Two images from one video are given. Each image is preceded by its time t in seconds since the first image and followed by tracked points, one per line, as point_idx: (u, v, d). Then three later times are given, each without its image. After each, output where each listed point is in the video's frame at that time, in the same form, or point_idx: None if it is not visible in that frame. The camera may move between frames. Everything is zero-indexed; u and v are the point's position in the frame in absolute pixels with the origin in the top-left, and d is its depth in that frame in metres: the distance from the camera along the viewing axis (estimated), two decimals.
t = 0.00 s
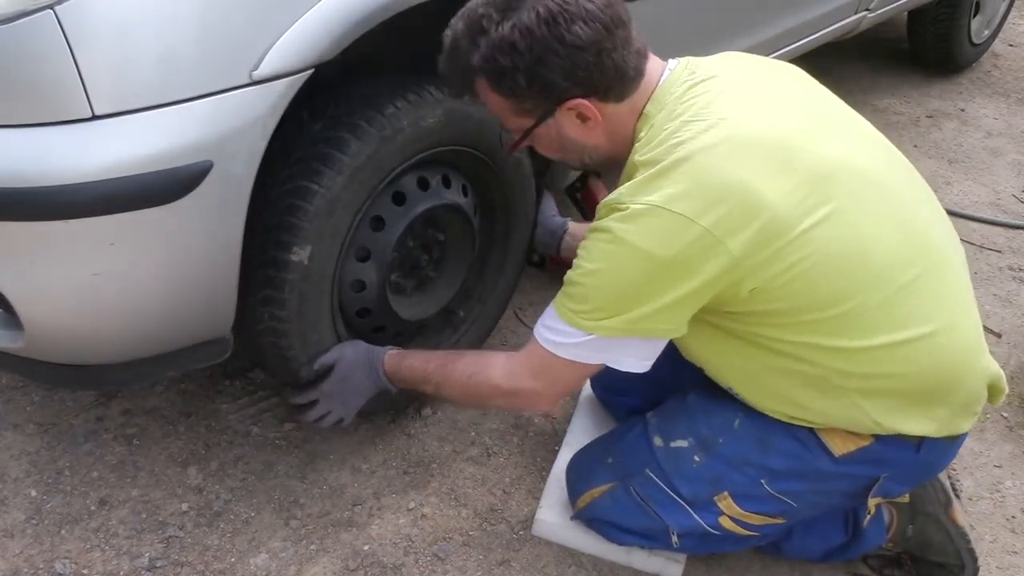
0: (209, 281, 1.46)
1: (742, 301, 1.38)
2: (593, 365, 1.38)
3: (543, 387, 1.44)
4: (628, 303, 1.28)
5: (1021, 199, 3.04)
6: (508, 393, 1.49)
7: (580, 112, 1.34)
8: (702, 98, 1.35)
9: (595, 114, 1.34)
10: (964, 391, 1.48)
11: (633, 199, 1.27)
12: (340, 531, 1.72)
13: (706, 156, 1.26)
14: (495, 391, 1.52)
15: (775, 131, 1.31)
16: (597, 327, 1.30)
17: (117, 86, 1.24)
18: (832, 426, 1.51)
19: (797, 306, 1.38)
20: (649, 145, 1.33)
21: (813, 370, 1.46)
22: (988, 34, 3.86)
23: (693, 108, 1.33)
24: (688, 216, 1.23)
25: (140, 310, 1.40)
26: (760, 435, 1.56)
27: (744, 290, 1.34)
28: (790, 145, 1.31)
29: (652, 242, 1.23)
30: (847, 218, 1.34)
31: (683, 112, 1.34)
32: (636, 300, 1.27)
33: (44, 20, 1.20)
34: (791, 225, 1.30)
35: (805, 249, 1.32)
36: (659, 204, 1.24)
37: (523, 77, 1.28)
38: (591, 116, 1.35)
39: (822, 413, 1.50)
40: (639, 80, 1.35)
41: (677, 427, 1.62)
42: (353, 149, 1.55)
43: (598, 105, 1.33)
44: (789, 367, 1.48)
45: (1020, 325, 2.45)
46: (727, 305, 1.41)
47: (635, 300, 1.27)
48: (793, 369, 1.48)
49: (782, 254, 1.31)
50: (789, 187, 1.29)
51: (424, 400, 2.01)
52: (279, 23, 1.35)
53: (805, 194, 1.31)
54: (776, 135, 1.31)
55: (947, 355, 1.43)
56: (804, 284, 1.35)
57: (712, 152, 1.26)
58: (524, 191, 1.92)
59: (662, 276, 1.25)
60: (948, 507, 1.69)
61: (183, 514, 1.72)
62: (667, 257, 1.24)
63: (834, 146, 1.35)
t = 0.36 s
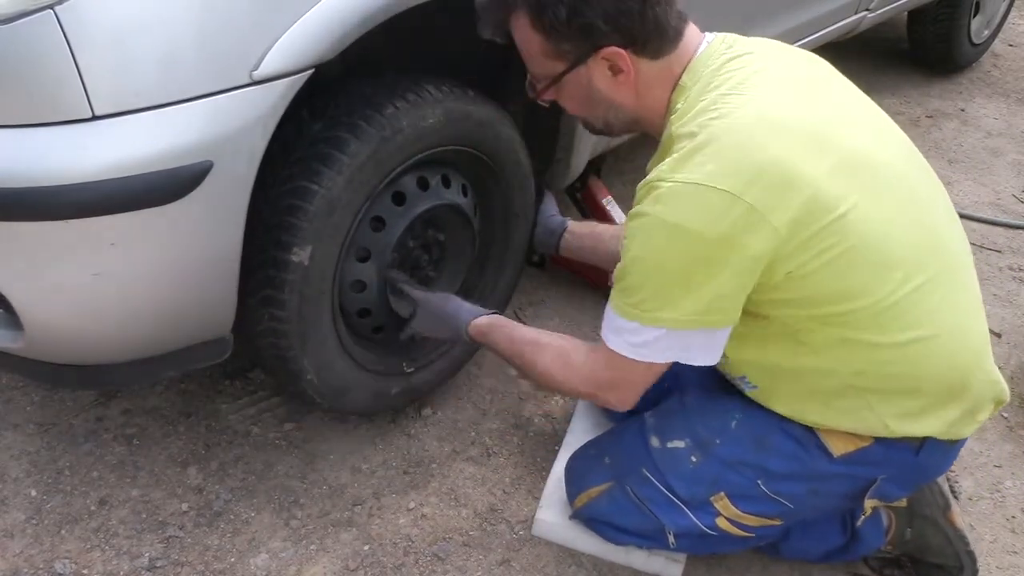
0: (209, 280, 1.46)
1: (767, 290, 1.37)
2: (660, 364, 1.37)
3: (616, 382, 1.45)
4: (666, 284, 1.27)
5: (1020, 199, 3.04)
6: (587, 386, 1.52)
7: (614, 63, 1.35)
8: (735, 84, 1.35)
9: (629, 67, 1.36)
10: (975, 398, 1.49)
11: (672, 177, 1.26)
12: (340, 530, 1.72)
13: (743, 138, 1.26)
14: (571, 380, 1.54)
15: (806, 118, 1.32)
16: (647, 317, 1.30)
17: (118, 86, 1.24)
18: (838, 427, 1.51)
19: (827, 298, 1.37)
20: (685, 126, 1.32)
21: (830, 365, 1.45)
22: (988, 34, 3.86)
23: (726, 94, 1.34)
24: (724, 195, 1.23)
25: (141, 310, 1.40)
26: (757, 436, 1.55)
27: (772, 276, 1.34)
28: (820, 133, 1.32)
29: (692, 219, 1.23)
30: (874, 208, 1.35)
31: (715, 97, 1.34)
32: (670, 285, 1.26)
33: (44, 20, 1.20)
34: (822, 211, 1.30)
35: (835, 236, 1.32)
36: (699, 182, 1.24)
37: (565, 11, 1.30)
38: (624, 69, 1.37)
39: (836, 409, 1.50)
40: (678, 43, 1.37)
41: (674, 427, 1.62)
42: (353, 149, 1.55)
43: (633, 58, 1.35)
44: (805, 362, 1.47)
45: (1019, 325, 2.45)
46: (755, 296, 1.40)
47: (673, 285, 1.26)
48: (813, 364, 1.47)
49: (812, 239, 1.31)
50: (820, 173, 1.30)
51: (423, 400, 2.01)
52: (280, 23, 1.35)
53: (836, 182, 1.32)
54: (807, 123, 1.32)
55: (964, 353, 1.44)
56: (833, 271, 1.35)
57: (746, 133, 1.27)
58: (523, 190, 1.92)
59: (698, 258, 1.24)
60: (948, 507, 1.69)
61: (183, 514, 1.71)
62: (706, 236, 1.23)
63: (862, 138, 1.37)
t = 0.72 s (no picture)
0: (209, 280, 1.46)
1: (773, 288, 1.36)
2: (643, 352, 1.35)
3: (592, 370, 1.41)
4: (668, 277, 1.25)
5: (1021, 199, 3.03)
6: (560, 374, 1.48)
7: (607, 66, 1.36)
8: (746, 81, 1.34)
9: (621, 69, 1.36)
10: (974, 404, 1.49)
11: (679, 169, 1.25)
12: (340, 531, 1.72)
13: (753, 133, 1.25)
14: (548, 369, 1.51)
15: (818, 116, 1.32)
16: (634, 303, 1.27)
17: (117, 86, 1.24)
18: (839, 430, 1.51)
19: (832, 296, 1.37)
20: (693, 121, 1.32)
21: (836, 365, 1.44)
22: (988, 33, 3.85)
23: (736, 90, 1.33)
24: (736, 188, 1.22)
25: (140, 311, 1.41)
26: (759, 441, 1.56)
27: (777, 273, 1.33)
28: (832, 132, 1.32)
29: (699, 211, 1.22)
30: (884, 208, 1.35)
31: (724, 92, 1.33)
32: (673, 276, 1.25)
33: (44, 20, 1.20)
34: (833, 210, 1.30)
35: (846, 235, 1.32)
36: (707, 174, 1.22)
37: (544, 17, 1.31)
38: (617, 71, 1.36)
39: (837, 411, 1.50)
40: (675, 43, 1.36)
41: (676, 432, 1.62)
42: (348, 154, 1.55)
43: (625, 61, 1.35)
44: (810, 361, 1.46)
45: (1020, 325, 2.45)
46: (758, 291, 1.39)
47: (675, 277, 1.25)
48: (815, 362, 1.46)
49: (823, 237, 1.30)
50: (831, 172, 1.30)
51: (423, 400, 2.02)
52: (278, 24, 1.35)
53: (847, 182, 1.31)
54: (819, 121, 1.31)
55: (969, 358, 1.45)
56: (842, 270, 1.34)
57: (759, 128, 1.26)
58: (523, 189, 1.92)
59: (704, 250, 1.23)
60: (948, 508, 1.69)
61: (183, 514, 1.72)
62: (712, 229, 1.22)
63: (873, 138, 1.37)
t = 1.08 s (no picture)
0: (209, 280, 1.45)
1: (775, 307, 1.33)
2: (632, 366, 1.32)
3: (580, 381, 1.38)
4: (662, 295, 1.22)
5: (1021, 199, 3.03)
6: (548, 378, 1.44)
7: (595, 88, 1.36)
8: (756, 95, 1.29)
9: (609, 90, 1.36)
10: (976, 430, 1.46)
11: (680, 185, 1.21)
12: (340, 531, 1.71)
13: (760, 153, 1.21)
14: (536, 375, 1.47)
15: (831, 134, 1.27)
16: (626, 318, 1.25)
17: (117, 86, 1.24)
18: (834, 450, 1.49)
19: (836, 319, 1.33)
20: (696, 135, 1.28)
21: (836, 387, 1.41)
22: (988, 33, 3.86)
23: (744, 104, 1.28)
24: (738, 210, 1.18)
25: (140, 311, 1.40)
26: (753, 458, 1.55)
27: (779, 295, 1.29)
28: (846, 151, 1.27)
29: (699, 232, 1.18)
30: (897, 231, 1.30)
31: (731, 106, 1.29)
32: (667, 294, 1.22)
33: (44, 20, 1.20)
34: (841, 233, 1.26)
35: (854, 259, 1.27)
36: (708, 194, 1.19)
37: (519, 46, 1.34)
38: (605, 92, 1.36)
39: (835, 431, 1.48)
40: (663, 58, 1.33)
41: (671, 444, 1.61)
42: (348, 154, 1.55)
43: (611, 82, 1.35)
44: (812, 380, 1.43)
45: (1020, 325, 2.45)
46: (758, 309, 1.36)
47: (669, 295, 1.22)
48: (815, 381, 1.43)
49: (829, 260, 1.26)
50: (841, 193, 1.25)
51: (423, 400, 2.02)
52: (278, 24, 1.35)
53: (858, 203, 1.27)
54: (832, 140, 1.26)
55: (976, 385, 1.41)
56: (847, 294, 1.30)
57: (767, 147, 1.22)
58: (523, 188, 1.92)
59: (701, 271, 1.20)
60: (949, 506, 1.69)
61: (183, 514, 1.71)
62: (711, 251, 1.19)
63: (889, 156, 1.32)
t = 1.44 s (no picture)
0: (209, 280, 1.45)
1: (774, 305, 1.33)
2: (636, 364, 1.32)
3: (582, 380, 1.37)
4: (662, 292, 1.22)
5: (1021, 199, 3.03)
6: (550, 376, 1.44)
7: (611, 81, 1.33)
8: (756, 94, 1.30)
9: (625, 84, 1.33)
10: (978, 431, 1.46)
11: (680, 182, 1.21)
12: (340, 531, 1.71)
13: (759, 149, 1.21)
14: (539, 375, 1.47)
15: (830, 133, 1.27)
16: (627, 316, 1.24)
17: (117, 85, 1.24)
18: (833, 450, 1.49)
19: (836, 317, 1.33)
20: (695, 133, 1.28)
21: (836, 386, 1.41)
22: (988, 33, 3.85)
23: (743, 103, 1.29)
24: (737, 206, 1.18)
25: (140, 311, 1.40)
26: (754, 459, 1.55)
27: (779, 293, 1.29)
28: (845, 149, 1.27)
29: (698, 228, 1.18)
30: (896, 231, 1.30)
31: (730, 104, 1.30)
32: (667, 291, 1.22)
33: (44, 20, 1.20)
34: (840, 232, 1.26)
35: (853, 257, 1.28)
36: (707, 190, 1.19)
37: (541, 33, 1.29)
38: (620, 85, 1.33)
39: (834, 431, 1.48)
40: (678, 53, 1.32)
41: (672, 443, 1.61)
42: (348, 154, 1.55)
43: (629, 74, 1.32)
44: (811, 380, 1.43)
45: (1020, 325, 2.45)
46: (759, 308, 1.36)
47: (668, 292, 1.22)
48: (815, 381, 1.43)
49: (828, 258, 1.26)
50: (840, 191, 1.26)
51: (424, 400, 2.02)
52: (278, 25, 1.35)
53: (857, 202, 1.27)
54: (831, 139, 1.27)
55: (976, 386, 1.41)
56: (846, 292, 1.30)
57: (765, 144, 1.22)
58: (523, 187, 1.92)
59: (701, 267, 1.20)
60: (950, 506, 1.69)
61: (183, 514, 1.71)
62: (710, 247, 1.18)
63: (888, 156, 1.33)
